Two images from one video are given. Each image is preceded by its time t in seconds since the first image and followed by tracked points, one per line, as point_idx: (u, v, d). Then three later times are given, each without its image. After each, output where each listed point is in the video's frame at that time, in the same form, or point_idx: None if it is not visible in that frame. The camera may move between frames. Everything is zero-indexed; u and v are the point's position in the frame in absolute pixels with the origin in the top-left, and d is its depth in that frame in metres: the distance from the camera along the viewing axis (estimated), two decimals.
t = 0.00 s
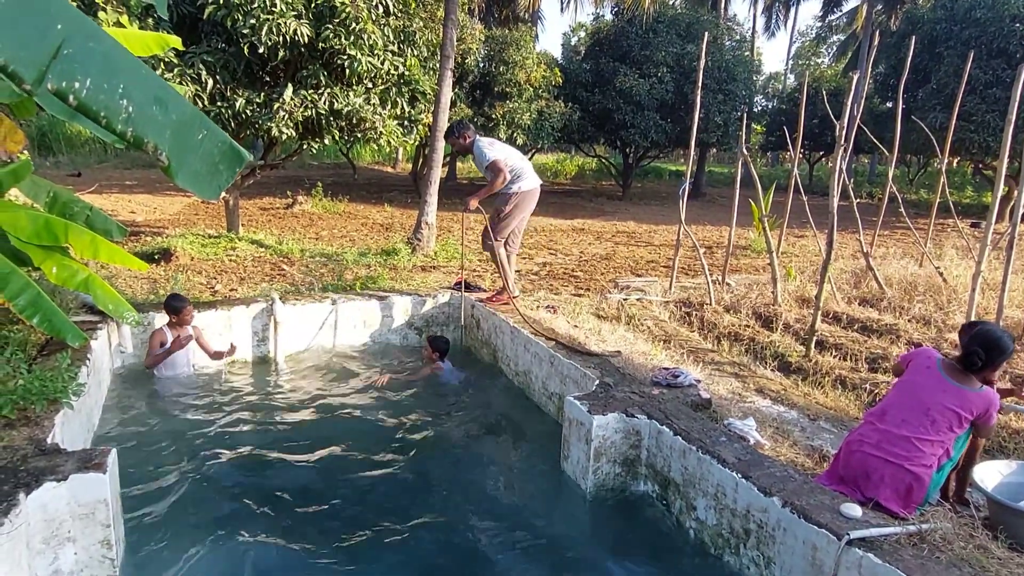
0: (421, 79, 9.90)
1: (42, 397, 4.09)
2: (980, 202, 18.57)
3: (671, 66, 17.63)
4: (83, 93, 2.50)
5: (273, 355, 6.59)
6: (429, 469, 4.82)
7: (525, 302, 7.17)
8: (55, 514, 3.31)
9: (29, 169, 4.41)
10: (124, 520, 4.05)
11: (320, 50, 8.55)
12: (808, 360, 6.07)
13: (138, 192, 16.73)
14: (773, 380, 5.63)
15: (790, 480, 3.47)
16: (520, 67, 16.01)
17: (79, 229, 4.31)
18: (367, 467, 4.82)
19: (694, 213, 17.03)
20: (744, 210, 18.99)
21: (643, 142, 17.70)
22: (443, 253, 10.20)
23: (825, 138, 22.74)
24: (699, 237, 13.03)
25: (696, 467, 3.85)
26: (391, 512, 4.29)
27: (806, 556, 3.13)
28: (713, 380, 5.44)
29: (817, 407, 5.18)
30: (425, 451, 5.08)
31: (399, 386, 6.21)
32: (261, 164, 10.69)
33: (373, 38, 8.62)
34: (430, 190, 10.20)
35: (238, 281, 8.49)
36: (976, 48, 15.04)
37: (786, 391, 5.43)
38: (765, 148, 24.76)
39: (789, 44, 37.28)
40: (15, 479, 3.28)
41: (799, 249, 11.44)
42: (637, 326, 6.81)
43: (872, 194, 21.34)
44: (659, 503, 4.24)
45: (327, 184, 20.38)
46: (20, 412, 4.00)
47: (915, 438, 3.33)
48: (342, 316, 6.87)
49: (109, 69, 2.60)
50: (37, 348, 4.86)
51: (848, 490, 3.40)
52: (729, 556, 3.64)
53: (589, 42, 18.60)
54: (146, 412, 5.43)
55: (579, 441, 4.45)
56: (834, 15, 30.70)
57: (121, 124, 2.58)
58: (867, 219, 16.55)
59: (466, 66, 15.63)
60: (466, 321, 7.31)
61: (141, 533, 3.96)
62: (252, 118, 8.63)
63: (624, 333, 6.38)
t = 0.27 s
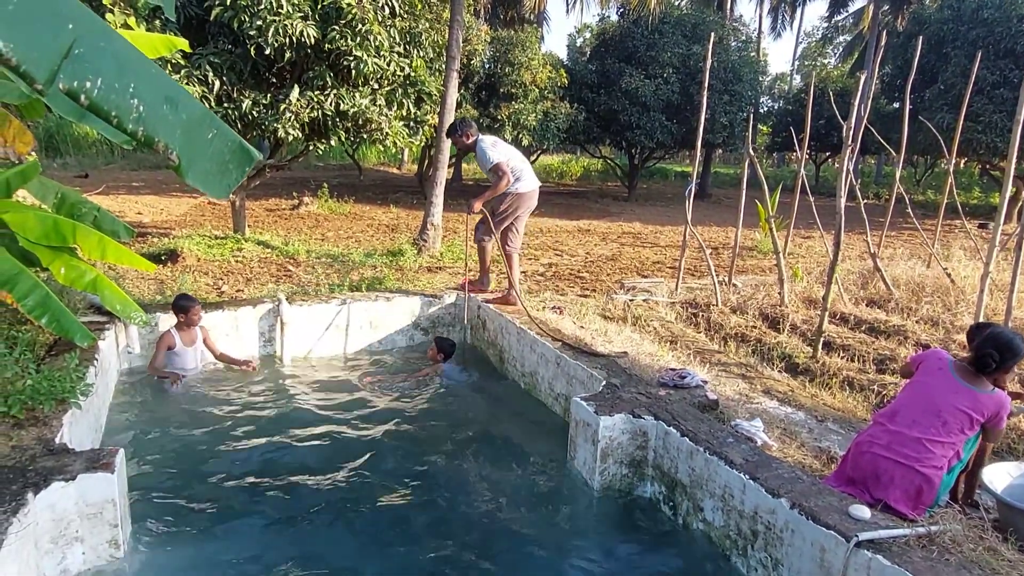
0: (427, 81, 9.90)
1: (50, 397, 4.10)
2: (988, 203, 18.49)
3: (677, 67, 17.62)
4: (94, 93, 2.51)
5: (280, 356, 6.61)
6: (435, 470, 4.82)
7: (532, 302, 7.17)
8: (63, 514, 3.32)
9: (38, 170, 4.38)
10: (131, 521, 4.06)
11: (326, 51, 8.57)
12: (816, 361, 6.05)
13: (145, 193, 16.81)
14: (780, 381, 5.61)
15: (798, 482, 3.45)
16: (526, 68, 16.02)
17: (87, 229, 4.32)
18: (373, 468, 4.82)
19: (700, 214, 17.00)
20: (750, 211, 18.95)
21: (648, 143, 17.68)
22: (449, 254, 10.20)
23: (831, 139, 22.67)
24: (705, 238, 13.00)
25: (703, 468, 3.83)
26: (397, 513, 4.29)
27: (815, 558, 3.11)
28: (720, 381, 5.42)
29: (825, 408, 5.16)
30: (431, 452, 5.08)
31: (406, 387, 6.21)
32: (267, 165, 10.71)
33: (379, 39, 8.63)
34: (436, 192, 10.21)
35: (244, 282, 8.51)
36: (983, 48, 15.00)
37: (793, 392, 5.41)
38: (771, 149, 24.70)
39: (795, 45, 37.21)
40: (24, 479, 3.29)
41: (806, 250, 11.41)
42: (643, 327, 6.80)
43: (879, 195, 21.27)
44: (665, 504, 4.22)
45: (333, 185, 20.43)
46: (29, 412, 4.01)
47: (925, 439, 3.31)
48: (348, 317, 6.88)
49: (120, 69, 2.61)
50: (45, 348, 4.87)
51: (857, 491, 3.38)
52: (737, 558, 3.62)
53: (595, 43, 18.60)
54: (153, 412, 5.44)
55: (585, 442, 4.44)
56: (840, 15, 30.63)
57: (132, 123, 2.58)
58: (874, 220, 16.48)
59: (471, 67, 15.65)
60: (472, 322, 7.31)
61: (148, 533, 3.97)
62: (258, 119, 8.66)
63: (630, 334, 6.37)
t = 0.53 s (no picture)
0: (432, 81, 9.89)
1: (56, 397, 4.11)
2: (995, 203, 18.40)
3: (682, 67, 17.60)
4: (101, 94, 2.52)
5: (285, 356, 6.62)
6: (440, 471, 4.82)
7: (536, 302, 7.16)
8: (70, 513, 3.33)
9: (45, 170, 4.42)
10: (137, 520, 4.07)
11: (331, 51, 8.58)
12: (822, 361, 6.03)
13: (151, 193, 16.86)
14: (786, 382, 5.59)
15: (804, 483, 3.44)
16: (531, 68, 16.02)
17: (94, 229, 4.34)
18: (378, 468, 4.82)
19: (705, 214, 16.96)
20: (755, 211, 18.90)
21: (653, 143, 17.66)
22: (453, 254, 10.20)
23: (837, 139, 22.60)
24: (710, 238, 12.98)
25: (708, 469, 3.83)
26: (402, 513, 4.28)
27: (821, 559, 3.10)
28: (726, 381, 5.41)
29: (831, 408, 5.14)
30: (436, 451, 5.08)
31: (410, 387, 6.22)
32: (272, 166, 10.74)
33: (384, 39, 8.63)
34: (441, 192, 10.21)
35: (250, 282, 8.53)
36: (990, 47, 14.94)
37: (799, 392, 5.40)
38: (777, 148, 24.64)
39: (801, 44, 37.11)
40: (31, 478, 3.30)
41: (811, 250, 11.38)
42: (648, 327, 6.79)
43: (885, 195, 21.19)
44: (671, 504, 4.22)
45: (338, 185, 20.46)
46: (35, 411, 4.03)
47: (932, 440, 3.30)
48: (353, 317, 6.89)
49: (126, 70, 2.62)
50: (52, 348, 4.89)
51: (864, 493, 3.36)
52: (742, 558, 3.61)
53: (600, 43, 18.59)
54: (159, 412, 5.46)
55: (590, 442, 4.43)
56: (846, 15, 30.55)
57: (139, 124, 2.59)
58: (880, 220, 16.42)
59: (476, 67, 15.65)
60: (476, 322, 7.30)
61: (154, 533, 3.97)
62: (264, 119, 8.67)
63: (635, 334, 6.36)
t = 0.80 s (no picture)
0: (436, 81, 9.89)
1: (62, 397, 4.13)
2: (1001, 203, 18.32)
3: (686, 67, 17.57)
4: (106, 97, 2.53)
5: (289, 356, 6.63)
6: (444, 471, 4.82)
7: (540, 303, 7.16)
8: (75, 513, 3.34)
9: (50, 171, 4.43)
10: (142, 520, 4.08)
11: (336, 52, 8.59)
12: (827, 362, 6.01)
13: (156, 194, 16.91)
14: (791, 382, 5.58)
15: (809, 483, 3.43)
16: (534, 68, 16.02)
17: (99, 230, 4.32)
18: (382, 468, 4.83)
19: (710, 215, 16.93)
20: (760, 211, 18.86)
21: (658, 143, 17.64)
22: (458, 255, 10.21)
23: (841, 139, 22.54)
24: (715, 239, 12.96)
25: (713, 469, 3.82)
26: (406, 513, 4.29)
27: (826, 559, 3.10)
28: (730, 382, 5.40)
29: (836, 409, 5.13)
30: (439, 452, 5.08)
31: (414, 388, 6.22)
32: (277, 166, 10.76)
33: (388, 40, 8.63)
34: (445, 192, 10.22)
35: (254, 283, 8.55)
36: (996, 47, 14.88)
37: (803, 393, 5.38)
38: (781, 148, 24.58)
39: (805, 44, 37.03)
40: (37, 478, 3.32)
41: (816, 250, 11.36)
42: (652, 328, 6.78)
43: (890, 195, 21.12)
44: (675, 505, 4.21)
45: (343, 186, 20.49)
46: (41, 411, 4.05)
47: (938, 441, 3.29)
48: (356, 317, 6.91)
49: (131, 72, 2.62)
50: (58, 348, 4.91)
51: (869, 493, 3.35)
52: (747, 559, 3.61)
53: (603, 43, 18.58)
54: (164, 412, 5.47)
55: (595, 442, 4.43)
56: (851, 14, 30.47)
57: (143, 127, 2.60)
58: (885, 220, 16.37)
59: (480, 67, 15.66)
60: (480, 322, 7.31)
61: (159, 533, 3.99)
62: (268, 120, 8.69)
63: (639, 334, 6.36)
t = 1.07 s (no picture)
0: (442, 81, 9.88)
1: (71, 394, 4.15)
2: (1010, 202, 18.20)
3: (693, 66, 17.53)
4: (117, 97, 2.53)
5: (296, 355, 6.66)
6: (450, 470, 4.82)
7: (547, 302, 7.16)
8: (84, 510, 3.36)
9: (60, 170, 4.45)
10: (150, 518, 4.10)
11: (343, 51, 8.60)
12: (834, 362, 5.99)
13: (163, 193, 16.97)
14: (798, 382, 5.56)
15: (817, 484, 3.42)
16: (541, 67, 16.00)
17: (108, 228, 4.36)
18: (388, 467, 4.83)
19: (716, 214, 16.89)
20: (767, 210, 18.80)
21: (664, 142, 17.60)
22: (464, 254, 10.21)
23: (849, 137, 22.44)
24: (721, 238, 12.92)
25: (720, 469, 3.81)
26: (412, 512, 4.30)
27: (834, 561, 3.08)
28: (737, 382, 5.38)
29: (843, 409, 5.11)
30: (445, 451, 5.09)
31: (421, 387, 6.23)
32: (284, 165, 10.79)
33: (395, 40, 8.63)
34: (451, 191, 10.22)
35: (261, 282, 8.57)
36: (1005, 45, 14.78)
37: (811, 393, 5.36)
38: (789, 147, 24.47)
39: (813, 42, 36.88)
40: (46, 475, 3.33)
41: (823, 249, 11.32)
42: (659, 327, 6.77)
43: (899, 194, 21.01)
44: (682, 505, 4.20)
45: (349, 185, 20.51)
46: (51, 409, 4.07)
47: (946, 441, 3.27)
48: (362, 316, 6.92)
49: (142, 72, 2.63)
50: (67, 346, 4.93)
51: (877, 493, 3.34)
52: (754, 559, 3.60)
53: (610, 42, 18.55)
54: (172, 410, 5.49)
55: (601, 442, 4.42)
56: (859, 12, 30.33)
57: (153, 127, 2.61)
58: (893, 219, 16.29)
59: (487, 66, 15.65)
60: (487, 321, 7.31)
61: (166, 531, 4.00)
62: (275, 120, 8.71)
63: (646, 334, 6.34)
